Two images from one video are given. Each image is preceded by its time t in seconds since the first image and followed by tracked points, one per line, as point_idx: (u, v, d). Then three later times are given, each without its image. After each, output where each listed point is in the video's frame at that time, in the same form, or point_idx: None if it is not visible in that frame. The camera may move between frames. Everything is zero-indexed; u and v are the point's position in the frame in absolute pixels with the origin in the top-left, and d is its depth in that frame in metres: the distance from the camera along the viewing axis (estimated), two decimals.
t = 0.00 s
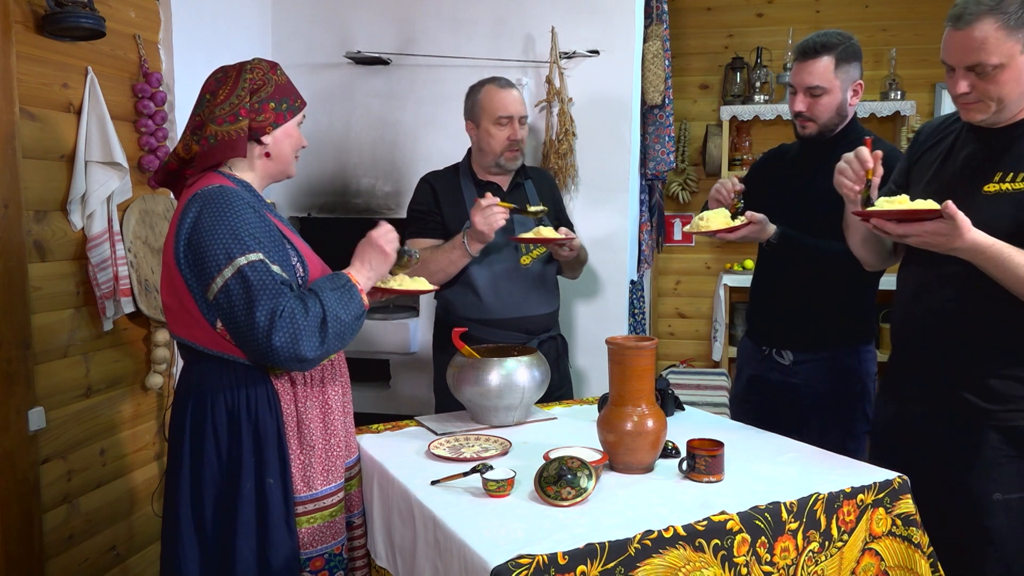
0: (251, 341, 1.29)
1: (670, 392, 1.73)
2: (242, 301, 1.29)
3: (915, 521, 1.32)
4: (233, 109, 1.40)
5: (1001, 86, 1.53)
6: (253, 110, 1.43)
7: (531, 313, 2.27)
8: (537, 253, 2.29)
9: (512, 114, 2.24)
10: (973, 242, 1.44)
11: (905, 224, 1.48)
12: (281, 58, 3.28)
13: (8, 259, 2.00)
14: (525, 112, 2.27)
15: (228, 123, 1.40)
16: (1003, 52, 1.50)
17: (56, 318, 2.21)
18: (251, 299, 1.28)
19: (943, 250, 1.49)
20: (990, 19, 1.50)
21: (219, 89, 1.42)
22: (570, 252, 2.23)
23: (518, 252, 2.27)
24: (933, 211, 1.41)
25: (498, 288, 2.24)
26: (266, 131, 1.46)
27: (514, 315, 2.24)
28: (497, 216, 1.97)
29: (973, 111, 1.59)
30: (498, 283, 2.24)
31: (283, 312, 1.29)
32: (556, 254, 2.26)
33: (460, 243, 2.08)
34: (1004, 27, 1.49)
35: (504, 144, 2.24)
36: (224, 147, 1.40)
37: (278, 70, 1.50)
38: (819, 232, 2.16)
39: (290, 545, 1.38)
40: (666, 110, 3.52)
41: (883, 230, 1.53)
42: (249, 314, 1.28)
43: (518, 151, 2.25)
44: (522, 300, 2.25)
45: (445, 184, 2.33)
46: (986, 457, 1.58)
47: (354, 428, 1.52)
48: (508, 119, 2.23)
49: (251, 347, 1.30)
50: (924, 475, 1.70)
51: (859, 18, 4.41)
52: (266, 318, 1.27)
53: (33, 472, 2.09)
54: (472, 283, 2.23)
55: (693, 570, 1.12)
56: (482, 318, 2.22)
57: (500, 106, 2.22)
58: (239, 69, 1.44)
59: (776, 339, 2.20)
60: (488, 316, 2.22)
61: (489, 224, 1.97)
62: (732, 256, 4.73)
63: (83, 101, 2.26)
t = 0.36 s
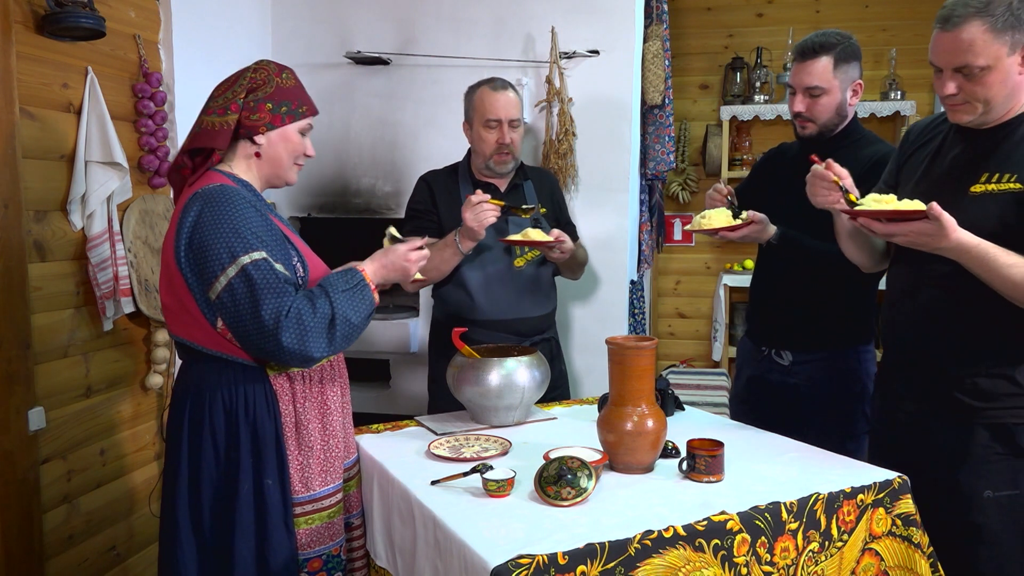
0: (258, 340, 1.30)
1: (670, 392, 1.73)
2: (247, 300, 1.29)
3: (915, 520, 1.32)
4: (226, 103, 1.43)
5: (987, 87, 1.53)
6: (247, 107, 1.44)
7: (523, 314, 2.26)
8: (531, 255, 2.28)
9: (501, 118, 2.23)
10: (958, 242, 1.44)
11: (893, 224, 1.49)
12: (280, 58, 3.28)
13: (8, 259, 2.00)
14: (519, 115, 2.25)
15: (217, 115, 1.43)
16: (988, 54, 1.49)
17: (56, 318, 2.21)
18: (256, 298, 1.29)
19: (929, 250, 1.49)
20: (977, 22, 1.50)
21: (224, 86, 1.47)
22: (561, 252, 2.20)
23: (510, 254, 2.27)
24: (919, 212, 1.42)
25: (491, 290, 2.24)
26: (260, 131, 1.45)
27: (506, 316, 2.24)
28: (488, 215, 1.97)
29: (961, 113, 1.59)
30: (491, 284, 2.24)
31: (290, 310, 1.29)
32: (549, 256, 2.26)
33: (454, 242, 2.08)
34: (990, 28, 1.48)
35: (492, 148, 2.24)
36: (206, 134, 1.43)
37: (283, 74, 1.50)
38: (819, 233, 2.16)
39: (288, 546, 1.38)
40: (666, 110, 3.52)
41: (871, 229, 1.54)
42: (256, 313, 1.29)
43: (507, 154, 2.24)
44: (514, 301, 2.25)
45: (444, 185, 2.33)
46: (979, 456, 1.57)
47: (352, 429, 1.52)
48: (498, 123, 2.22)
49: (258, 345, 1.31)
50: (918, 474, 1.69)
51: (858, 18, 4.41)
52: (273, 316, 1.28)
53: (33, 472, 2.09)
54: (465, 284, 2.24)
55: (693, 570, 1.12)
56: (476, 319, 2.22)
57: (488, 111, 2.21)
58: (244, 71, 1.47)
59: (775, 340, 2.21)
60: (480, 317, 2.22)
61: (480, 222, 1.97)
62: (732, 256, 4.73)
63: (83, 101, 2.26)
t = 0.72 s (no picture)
0: (270, 333, 1.30)
1: (670, 392, 1.73)
2: (259, 294, 1.29)
3: (915, 520, 1.32)
4: (244, 104, 1.44)
5: (978, 88, 1.53)
6: (265, 110, 1.44)
7: (519, 317, 2.26)
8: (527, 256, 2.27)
9: (497, 120, 2.23)
10: (955, 241, 1.44)
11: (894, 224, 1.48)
12: (281, 58, 3.28)
13: (9, 260, 2.00)
14: (514, 116, 2.25)
15: (234, 115, 1.43)
16: (977, 55, 1.50)
17: (56, 318, 2.21)
18: (268, 291, 1.28)
19: (926, 248, 1.49)
20: (965, 23, 1.50)
21: (248, 87, 1.48)
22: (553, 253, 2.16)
23: (504, 256, 2.27)
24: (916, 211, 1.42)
25: (487, 291, 2.24)
26: (275, 135, 1.45)
27: (502, 318, 2.24)
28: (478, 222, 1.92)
29: (953, 114, 1.59)
30: (485, 285, 2.24)
31: (302, 302, 1.29)
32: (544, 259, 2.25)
33: (445, 241, 2.06)
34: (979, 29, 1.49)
35: (487, 149, 2.25)
36: (222, 133, 1.42)
37: (304, 81, 1.51)
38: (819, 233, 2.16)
39: (283, 549, 1.38)
40: (666, 110, 3.52)
41: (867, 228, 1.54)
42: (267, 306, 1.29)
43: (503, 154, 2.24)
44: (511, 304, 2.25)
45: (443, 184, 2.34)
46: (979, 456, 1.57)
47: (351, 433, 1.52)
48: (492, 124, 2.23)
49: (270, 338, 1.30)
50: (917, 474, 1.69)
51: (858, 18, 4.41)
52: (286, 307, 1.28)
53: (33, 472, 2.09)
54: (461, 285, 2.25)
55: (693, 570, 1.12)
56: (472, 320, 2.23)
57: (484, 111, 2.22)
58: (266, 75, 1.49)
59: (775, 340, 2.20)
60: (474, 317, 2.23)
61: (470, 231, 1.93)
62: (733, 256, 4.73)
63: (83, 101, 2.26)
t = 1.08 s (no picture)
0: (271, 329, 1.29)
1: (670, 393, 1.73)
2: (260, 291, 1.29)
3: (915, 520, 1.32)
4: (243, 103, 1.44)
5: (972, 91, 1.53)
6: (264, 108, 1.44)
7: (534, 316, 2.25)
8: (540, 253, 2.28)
9: (505, 118, 2.23)
10: (956, 237, 1.44)
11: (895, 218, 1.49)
12: (280, 58, 3.28)
13: (8, 260, 2.00)
14: (524, 114, 2.23)
15: (233, 115, 1.43)
16: (970, 56, 1.50)
17: (56, 318, 2.21)
18: (268, 287, 1.28)
19: (928, 243, 1.50)
20: (957, 25, 1.51)
21: (246, 87, 1.48)
22: (558, 250, 2.15)
23: (517, 255, 2.28)
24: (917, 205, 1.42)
25: (501, 290, 2.26)
26: (274, 133, 1.45)
27: (516, 317, 2.23)
28: (476, 199, 2.00)
29: (949, 118, 1.59)
30: (498, 284, 2.27)
31: (301, 296, 1.29)
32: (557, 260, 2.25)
33: (452, 233, 2.15)
34: (972, 31, 1.49)
35: (498, 147, 2.26)
36: (223, 132, 1.43)
37: (303, 79, 1.50)
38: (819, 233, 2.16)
39: (288, 549, 1.38)
40: (666, 110, 3.52)
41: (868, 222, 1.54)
42: (267, 303, 1.28)
43: (514, 153, 2.24)
44: (523, 303, 2.25)
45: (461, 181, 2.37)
46: (978, 455, 1.57)
47: (355, 433, 1.52)
48: (501, 122, 2.23)
49: (271, 334, 1.30)
50: (917, 474, 1.69)
51: (858, 18, 4.41)
52: (285, 303, 1.27)
53: (33, 472, 2.09)
54: (477, 284, 2.27)
55: (693, 570, 1.12)
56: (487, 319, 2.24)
57: (493, 109, 2.23)
58: (264, 74, 1.49)
59: (775, 340, 2.20)
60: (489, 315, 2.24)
61: (469, 206, 2.01)
62: (733, 256, 4.73)
63: (83, 101, 2.26)
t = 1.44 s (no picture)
0: (293, 321, 1.30)
1: (670, 393, 1.73)
2: (278, 284, 1.30)
3: (915, 521, 1.32)
4: (246, 108, 1.44)
5: (972, 93, 1.53)
6: (268, 111, 1.44)
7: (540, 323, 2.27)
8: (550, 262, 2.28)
9: (522, 128, 2.20)
10: (956, 234, 1.44)
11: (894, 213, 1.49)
12: (280, 58, 3.28)
13: (8, 260, 2.00)
14: (542, 125, 2.19)
15: (237, 121, 1.44)
16: (970, 58, 1.50)
17: (56, 318, 2.21)
18: (285, 281, 1.29)
19: (928, 240, 1.49)
20: (957, 27, 1.51)
21: (246, 90, 1.48)
22: (564, 255, 2.12)
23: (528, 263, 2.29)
24: (915, 202, 1.43)
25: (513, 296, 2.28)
26: (282, 134, 1.46)
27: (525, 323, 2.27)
28: (484, 199, 2.02)
29: (950, 120, 1.59)
30: (509, 288, 2.28)
31: (322, 285, 1.30)
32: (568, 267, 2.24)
33: (462, 235, 2.18)
34: (971, 33, 1.49)
35: (514, 155, 2.25)
36: (228, 140, 1.43)
37: (304, 76, 1.49)
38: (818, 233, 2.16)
39: (289, 551, 1.38)
40: (666, 110, 3.52)
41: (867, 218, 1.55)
42: (287, 296, 1.29)
43: (529, 162, 2.24)
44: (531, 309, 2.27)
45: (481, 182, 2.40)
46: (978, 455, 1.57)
47: (356, 434, 1.52)
48: (518, 132, 2.21)
49: (294, 325, 1.31)
50: (917, 474, 1.69)
51: (858, 18, 4.41)
52: (306, 293, 1.28)
53: (33, 472, 2.09)
54: (488, 286, 2.29)
55: (693, 570, 1.12)
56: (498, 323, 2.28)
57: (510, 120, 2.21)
58: (264, 76, 1.48)
59: (776, 340, 2.21)
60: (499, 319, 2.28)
61: (475, 204, 2.03)
62: (733, 256, 4.73)
63: (83, 101, 2.26)
